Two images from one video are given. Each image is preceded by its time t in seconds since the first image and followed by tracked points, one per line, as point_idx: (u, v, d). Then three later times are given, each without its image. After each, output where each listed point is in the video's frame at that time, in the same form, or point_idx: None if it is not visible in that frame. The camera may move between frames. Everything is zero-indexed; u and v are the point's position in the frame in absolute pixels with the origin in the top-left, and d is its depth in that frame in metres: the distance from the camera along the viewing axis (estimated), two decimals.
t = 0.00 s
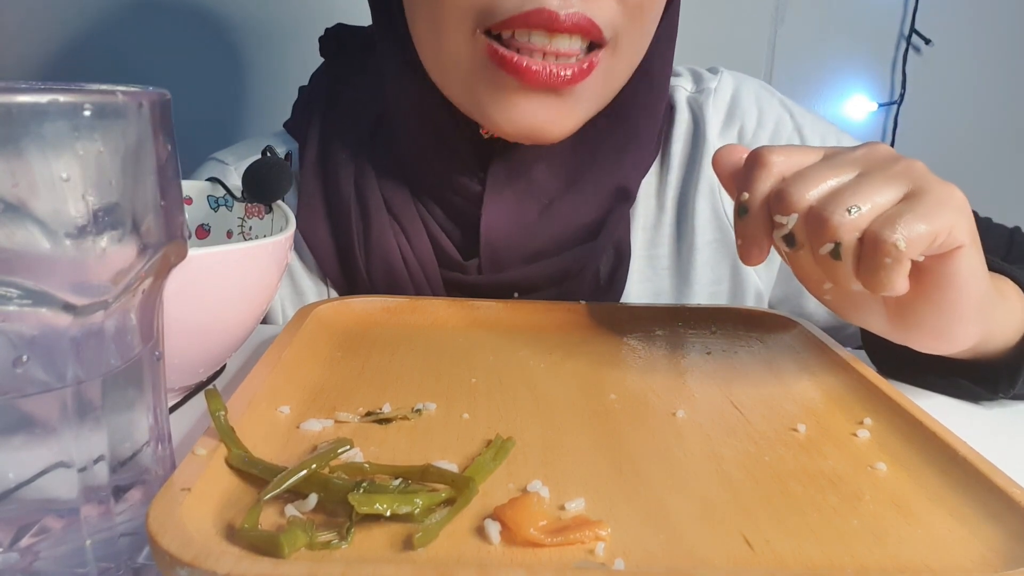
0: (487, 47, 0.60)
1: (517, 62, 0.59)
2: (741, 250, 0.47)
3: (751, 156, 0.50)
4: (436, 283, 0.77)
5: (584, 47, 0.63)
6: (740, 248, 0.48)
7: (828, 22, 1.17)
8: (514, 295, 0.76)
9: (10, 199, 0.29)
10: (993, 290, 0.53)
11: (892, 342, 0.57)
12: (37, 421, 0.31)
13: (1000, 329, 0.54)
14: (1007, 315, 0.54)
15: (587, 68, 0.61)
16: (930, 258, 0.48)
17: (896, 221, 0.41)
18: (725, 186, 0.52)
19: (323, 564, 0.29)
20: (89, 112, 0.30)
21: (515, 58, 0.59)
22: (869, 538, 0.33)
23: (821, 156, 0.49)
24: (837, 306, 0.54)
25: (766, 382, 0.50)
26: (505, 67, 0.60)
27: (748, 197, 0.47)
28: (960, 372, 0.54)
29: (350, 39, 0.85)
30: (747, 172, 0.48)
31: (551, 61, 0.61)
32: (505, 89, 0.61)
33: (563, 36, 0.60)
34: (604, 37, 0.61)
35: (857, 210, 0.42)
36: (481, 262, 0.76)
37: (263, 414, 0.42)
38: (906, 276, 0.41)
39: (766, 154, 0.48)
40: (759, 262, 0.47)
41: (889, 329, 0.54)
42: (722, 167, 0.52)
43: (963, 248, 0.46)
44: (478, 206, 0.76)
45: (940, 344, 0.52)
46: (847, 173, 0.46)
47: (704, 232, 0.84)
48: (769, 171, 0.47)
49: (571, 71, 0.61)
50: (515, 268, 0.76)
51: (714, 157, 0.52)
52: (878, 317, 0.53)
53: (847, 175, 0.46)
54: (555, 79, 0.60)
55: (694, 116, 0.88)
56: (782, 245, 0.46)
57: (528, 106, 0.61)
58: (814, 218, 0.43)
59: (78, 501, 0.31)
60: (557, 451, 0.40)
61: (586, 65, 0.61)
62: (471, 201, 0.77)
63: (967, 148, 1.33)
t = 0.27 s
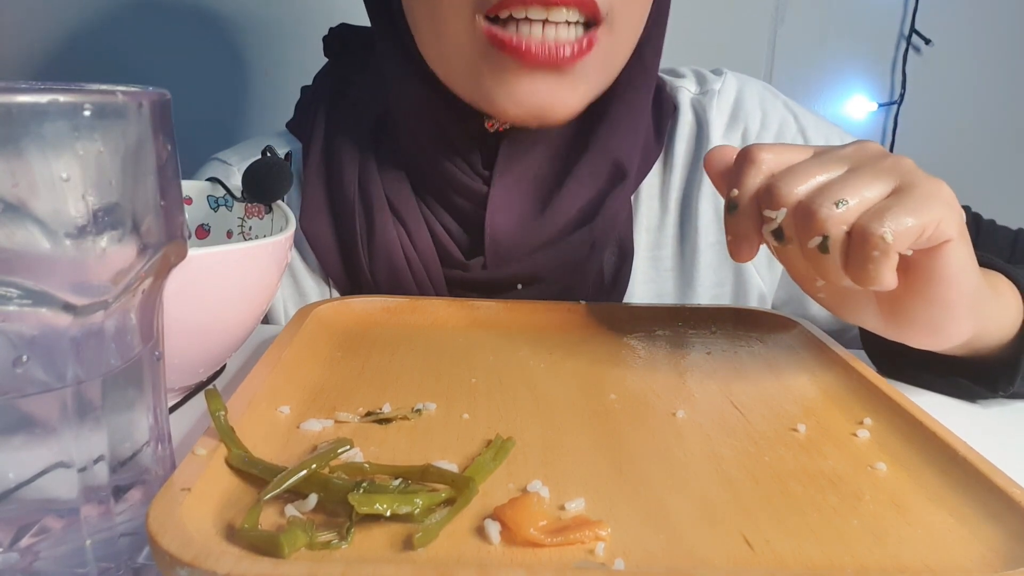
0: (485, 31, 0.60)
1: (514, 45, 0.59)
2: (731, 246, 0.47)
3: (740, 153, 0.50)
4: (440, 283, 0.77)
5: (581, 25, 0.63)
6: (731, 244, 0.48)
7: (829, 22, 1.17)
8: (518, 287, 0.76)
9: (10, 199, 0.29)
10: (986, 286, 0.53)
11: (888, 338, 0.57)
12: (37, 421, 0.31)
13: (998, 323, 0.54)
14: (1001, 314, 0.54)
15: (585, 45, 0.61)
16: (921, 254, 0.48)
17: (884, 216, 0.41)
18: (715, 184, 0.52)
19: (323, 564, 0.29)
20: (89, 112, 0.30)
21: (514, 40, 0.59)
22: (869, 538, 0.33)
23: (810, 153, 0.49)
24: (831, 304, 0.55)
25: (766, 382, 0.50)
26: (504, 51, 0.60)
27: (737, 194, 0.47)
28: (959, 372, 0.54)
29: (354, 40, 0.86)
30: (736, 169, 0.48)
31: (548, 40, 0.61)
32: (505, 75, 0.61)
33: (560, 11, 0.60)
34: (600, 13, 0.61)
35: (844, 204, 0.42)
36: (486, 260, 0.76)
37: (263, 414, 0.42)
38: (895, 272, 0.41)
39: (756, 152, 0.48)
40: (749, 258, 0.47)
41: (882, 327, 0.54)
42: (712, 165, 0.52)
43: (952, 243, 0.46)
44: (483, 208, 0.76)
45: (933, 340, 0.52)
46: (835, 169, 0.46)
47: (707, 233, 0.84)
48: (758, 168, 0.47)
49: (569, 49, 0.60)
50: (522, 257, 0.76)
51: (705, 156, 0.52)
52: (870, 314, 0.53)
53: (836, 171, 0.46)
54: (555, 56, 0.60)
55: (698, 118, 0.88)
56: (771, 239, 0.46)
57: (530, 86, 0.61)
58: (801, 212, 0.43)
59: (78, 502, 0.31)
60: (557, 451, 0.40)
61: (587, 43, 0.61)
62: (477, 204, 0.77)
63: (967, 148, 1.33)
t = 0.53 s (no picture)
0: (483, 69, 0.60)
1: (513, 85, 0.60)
2: (729, 247, 0.47)
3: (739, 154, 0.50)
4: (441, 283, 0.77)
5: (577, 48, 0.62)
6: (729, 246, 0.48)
7: (828, 22, 1.18)
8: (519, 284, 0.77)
9: (10, 199, 0.29)
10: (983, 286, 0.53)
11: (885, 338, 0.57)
12: (37, 420, 0.31)
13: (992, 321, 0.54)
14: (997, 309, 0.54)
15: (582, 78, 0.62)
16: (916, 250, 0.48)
17: (883, 215, 0.41)
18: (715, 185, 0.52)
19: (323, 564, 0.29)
20: (89, 112, 0.30)
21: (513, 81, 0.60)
22: (868, 538, 0.33)
23: (809, 153, 0.49)
24: (829, 304, 0.55)
25: (766, 382, 0.50)
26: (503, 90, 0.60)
27: (736, 194, 0.47)
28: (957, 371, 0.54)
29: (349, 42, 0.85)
30: (735, 170, 0.49)
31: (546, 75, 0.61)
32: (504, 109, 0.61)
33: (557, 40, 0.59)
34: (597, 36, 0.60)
35: (843, 204, 0.42)
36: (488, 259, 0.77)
37: (263, 415, 0.42)
38: (892, 269, 0.41)
39: (754, 152, 0.48)
40: (747, 259, 0.47)
41: (879, 326, 0.54)
42: (710, 165, 0.52)
43: (949, 241, 0.47)
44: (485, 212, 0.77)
45: (930, 339, 0.52)
46: (833, 168, 0.46)
47: (705, 232, 0.84)
48: (757, 168, 0.47)
49: (567, 84, 0.61)
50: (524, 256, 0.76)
51: (704, 156, 0.52)
52: (868, 314, 0.53)
53: (834, 170, 0.46)
54: (552, 94, 0.61)
55: (696, 117, 0.88)
56: (769, 240, 0.46)
57: (530, 123, 0.62)
58: (799, 212, 0.43)
59: (78, 501, 0.31)
60: (557, 451, 0.40)
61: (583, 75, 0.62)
62: (477, 211, 0.77)
63: (967, 148, 1.33)
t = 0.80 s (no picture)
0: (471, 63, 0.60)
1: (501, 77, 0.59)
2: (728, 255, 0.48)
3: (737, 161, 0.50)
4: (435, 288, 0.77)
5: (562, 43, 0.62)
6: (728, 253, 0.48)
7: (828, 22, 1.18)
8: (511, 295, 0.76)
9: (10, 199, 0.29)
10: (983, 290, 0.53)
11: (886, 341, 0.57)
12: (37, 421, 0.31)
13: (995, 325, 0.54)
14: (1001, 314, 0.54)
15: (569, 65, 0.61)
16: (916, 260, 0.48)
17: (882, 224, 0.41)
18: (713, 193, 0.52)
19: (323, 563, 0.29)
20: (89, 112, 0.30)
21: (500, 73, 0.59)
22: (868, 538, 0.33)
23: (807, 160, 0.49)
24: (831, 309, 0.55)
25: (766, 383, 0.50)
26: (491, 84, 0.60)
27: (734, 203, 0.47)
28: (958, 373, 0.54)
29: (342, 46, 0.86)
30: (732, 178, 0.49)
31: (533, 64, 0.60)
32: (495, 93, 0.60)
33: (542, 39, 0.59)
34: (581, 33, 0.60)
35: (841, 212, 0.42)
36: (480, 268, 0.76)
37: (263, 414, 0.42)
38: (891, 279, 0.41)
39: (752, 160, 0.48)
40: (746, 267, 0.48)
41: (880, 331, 0.54)
42: (708, 171, 0.52)
43: (949, 250, 0.47)
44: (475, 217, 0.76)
45: (929, 344, 0.52)
46: (832, 176, 0.46)
47: (703, 236, 0.84)
48: (755, 176, 0.47)
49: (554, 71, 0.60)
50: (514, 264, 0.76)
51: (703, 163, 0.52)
52: (868, 320, 0.53)
53: (832, 178, 0.46)
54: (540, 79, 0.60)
55: (693, 120, 0.88)
56: (768, 248, 0.46)
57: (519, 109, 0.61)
58: (798, 220, 0.43)
59: (78, 501, 0.31)
60: (557, 451, 0.40)
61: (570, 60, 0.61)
62: (469, 215, 0.76)
63: (967, 148, 1.33)
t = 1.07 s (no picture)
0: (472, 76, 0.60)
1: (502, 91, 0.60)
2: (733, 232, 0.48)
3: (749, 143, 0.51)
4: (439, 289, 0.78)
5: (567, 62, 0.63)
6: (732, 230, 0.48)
7: (828, 22, 1.17)
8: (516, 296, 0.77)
9: (10, 199, 0.29)
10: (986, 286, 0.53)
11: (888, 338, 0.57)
12: (37, 420, 0.31)
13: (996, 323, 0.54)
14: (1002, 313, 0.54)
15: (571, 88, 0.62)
16: (922, 242, 0.48)
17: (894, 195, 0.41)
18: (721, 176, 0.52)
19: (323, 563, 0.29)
20: (89, 112, 0.30)
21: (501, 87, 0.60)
22: (868, 538, 0.33)
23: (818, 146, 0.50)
24: (833, 303, 0.55)
25: (766, 383, 0.50)
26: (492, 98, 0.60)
27: (744, 178, 0.48)
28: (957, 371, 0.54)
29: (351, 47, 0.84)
30: (743, 156, 0.49)
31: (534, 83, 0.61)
32: (495, 118, 0.61)
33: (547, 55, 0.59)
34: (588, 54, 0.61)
35: (855, 174, 0.43)
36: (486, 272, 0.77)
37: (263, 414, 0.42)
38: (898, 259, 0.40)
39: (764, 137, 0.49)
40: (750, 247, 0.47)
41: (883, 326, 0.54)
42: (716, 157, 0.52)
43: (956, 235, 0.46)
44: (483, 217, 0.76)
45: (931, 339, 0.52)
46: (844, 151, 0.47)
47: (708, 234, 0.84)
48: (765, 151, 0.48)
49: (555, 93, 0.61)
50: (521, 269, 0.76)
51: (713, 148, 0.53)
52: (871, 313, 0.53)
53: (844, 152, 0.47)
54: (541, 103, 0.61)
55: (697, 117, 0.88)
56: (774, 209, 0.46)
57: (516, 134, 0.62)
58: (810, 181, 0.44)
59: (78, 501, 0.31)
60: (557, 452, 0.40)
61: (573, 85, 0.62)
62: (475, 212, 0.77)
63: (968, 147, 1.33)
